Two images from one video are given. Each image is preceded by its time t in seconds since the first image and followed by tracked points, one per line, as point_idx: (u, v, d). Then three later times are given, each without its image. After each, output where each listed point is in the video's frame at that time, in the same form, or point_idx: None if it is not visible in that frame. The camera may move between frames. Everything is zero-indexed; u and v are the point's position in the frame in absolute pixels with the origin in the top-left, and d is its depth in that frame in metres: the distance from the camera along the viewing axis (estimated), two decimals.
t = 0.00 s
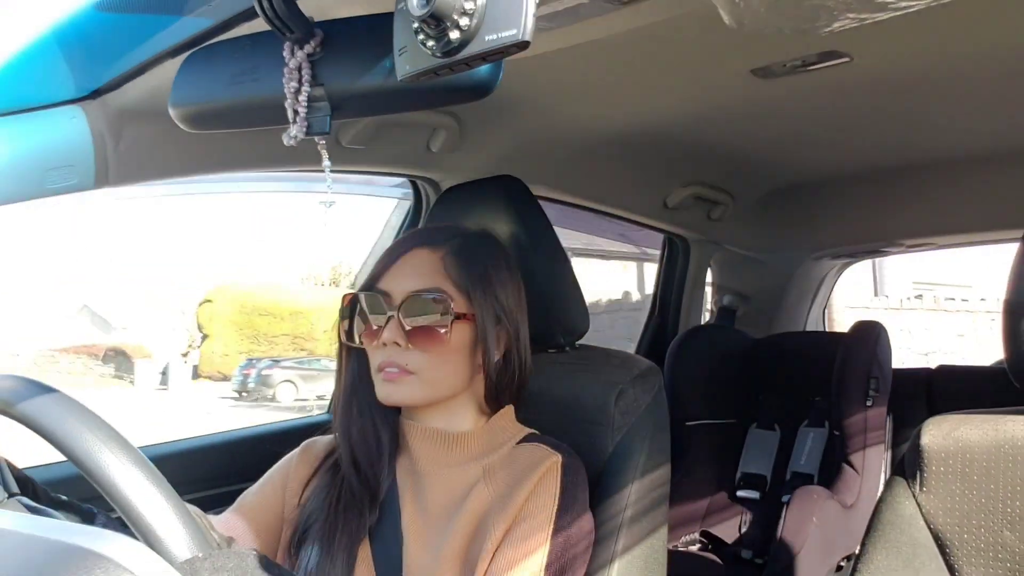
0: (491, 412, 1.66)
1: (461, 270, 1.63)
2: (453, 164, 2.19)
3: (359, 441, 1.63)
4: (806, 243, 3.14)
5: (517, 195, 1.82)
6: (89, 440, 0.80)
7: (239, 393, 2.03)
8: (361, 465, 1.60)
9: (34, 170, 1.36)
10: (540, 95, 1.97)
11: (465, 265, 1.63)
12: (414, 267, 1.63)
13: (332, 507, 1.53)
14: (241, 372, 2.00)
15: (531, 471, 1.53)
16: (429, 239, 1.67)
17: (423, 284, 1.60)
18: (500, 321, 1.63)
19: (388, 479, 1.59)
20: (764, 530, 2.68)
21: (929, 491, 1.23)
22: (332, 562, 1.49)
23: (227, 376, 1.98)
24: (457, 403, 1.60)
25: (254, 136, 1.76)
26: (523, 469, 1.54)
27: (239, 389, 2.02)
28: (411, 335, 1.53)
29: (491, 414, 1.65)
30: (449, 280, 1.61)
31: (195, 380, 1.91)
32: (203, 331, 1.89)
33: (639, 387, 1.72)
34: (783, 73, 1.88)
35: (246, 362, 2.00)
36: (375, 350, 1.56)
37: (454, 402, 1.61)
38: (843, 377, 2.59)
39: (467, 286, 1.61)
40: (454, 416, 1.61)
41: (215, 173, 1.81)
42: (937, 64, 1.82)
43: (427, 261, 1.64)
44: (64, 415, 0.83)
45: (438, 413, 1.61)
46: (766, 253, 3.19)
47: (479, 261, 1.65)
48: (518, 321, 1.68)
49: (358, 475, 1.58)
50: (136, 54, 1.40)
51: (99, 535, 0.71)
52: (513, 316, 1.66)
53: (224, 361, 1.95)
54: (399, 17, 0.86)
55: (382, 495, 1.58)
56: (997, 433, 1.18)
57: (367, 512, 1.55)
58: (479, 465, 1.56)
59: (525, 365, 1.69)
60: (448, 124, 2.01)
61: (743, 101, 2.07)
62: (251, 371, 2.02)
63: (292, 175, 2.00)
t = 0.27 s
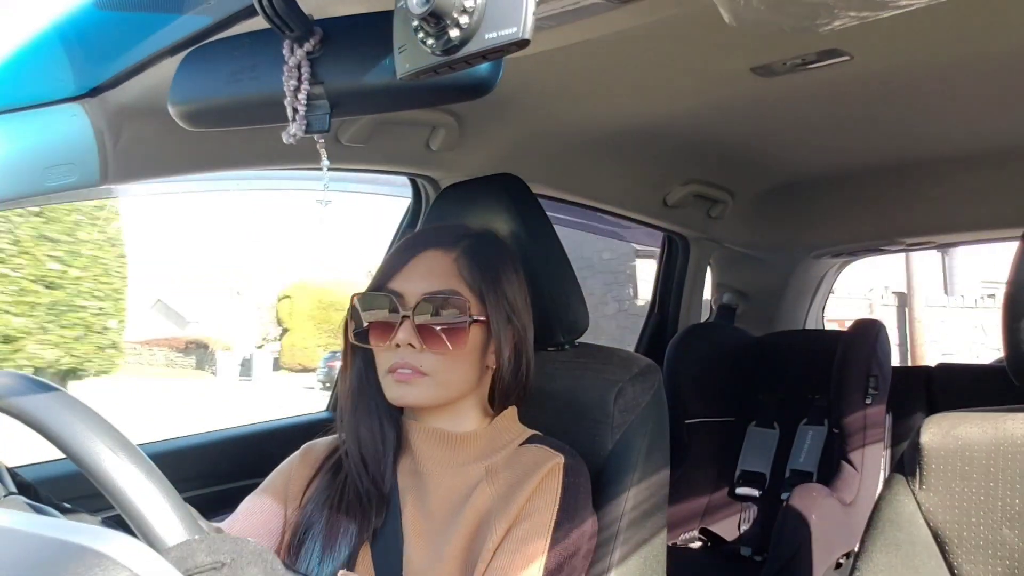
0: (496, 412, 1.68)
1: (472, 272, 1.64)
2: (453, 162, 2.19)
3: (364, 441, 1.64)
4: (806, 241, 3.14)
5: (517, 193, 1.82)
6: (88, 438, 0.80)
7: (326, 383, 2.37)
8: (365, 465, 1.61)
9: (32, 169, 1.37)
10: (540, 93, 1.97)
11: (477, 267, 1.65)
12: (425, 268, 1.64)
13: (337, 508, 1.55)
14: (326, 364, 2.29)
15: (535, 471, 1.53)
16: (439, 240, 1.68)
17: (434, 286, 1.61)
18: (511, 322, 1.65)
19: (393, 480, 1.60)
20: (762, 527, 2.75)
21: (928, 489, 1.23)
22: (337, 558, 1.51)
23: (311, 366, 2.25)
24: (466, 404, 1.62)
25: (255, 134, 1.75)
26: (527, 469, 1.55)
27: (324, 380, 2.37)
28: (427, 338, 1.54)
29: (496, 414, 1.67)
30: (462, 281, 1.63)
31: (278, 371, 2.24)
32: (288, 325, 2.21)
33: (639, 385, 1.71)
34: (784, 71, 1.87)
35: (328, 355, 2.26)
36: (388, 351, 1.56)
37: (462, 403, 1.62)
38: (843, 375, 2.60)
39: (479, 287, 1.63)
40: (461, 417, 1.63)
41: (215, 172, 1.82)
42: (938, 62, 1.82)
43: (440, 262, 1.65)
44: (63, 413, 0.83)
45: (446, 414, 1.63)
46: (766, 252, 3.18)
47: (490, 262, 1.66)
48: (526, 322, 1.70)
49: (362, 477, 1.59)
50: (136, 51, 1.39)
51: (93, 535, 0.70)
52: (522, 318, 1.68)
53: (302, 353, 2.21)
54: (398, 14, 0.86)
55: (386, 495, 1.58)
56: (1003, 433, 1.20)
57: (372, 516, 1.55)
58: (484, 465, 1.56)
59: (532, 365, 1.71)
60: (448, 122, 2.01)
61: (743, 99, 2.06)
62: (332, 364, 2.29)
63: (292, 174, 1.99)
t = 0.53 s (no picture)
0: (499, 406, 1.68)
1: (475, 265, 1.64)
2: (455, 159, 2.18)
3: (368, 436, 1.64)
4: (809, 238, 3.13)
5: (519, 190, 1.81)
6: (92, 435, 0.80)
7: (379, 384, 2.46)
8: (369, 461, 1.61)
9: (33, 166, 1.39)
10: (542, 90, 1.96)
11: (482, 261, 1.65)
12: (429, 261, 1.63)
13: (342, 511, 1.56)
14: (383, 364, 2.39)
15: (538, 463, 1.53)
16: (443, 234, 1.68)
17: (440, 278, 1.61)
18: (515, 316, 1.65)
19: (396, 475, 1.60)
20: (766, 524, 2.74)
21: (932, 486, 1.22)
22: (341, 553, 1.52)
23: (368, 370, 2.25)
24: (470, 399, 1.62)
25: (257, 132, 1.75)
26: (531, 461, 1.54)
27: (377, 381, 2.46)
28: (432, 331, 1.54)
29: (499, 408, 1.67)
30: (468, 275, 1.63)
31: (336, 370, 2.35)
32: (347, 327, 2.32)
33: (642, 381, 1.71)
34: (786, 67, 1.87)
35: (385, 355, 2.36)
36: (393, 343, 1.56)
37: (467, 397, 1.62)
38: (847, 371, 2.59)
39: (484, 281, 1.63)
40: (466, 411, 1.62)
41: (217, 169, 1.81)
42: (941, 58, 1.81)
43: (444, 255, 1.64)
44: (66, 409, 0.83)
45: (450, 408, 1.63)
46: (770, 248, 3.18)
47: (495, 257, 1.66)
48: (530, 316, 1.70)
49: (368, 472, 1.59)
50: (138, 49, 1.39)
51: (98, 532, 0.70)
52: (526, 312, 1.69)
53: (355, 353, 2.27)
54: (399, 11, 0.86)
55: (390, 494, 1.58)
56: (1009, 430, 1.20)
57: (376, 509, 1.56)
58: (487, 459, 1.56)
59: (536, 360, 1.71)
60: (449, 119, 2.01)
61: (746, 95, 2.06)
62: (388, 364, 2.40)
63: (294, 172, 1.99)
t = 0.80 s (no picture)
0: (501, 411, 1.66)
1: (474, 267, 1.64)
2: (456, 162, 2.18)
3: (370, 439, 1.63)
4: (811, 239, 3.12)
5: (521, 192, 1.81)
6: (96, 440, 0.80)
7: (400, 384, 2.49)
8: (371, 464, 1.60)
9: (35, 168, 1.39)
10: (543, 91, 1.96)
11: (481, 263, 1.64)
12: (427, 264, 1.63)
13: (342, 510, 1.55)
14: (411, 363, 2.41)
15: (543, 469, 1.52)
16: (443, 236, 1.68)
17: (437, 280, 1.61)
18: (515, 320, 1.64)
19: (397, 478, 1.59)
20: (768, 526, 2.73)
21: (934, 488, 1.21)
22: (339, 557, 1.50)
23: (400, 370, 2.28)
24: (470, 402, 1.62)
25: (257, 134, 1.75)
26: (535, 466, 1.54)
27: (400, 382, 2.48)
28: (427, 333, 1.55)
29: (501, 412, 1.66)
30: (465, 277, 1.62)
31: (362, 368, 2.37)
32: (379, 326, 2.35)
33: (643, 383, 1.71)
34: (787, 68, 1.87)
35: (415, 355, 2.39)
36: (389, 346, 1.58)
37: (467, 401, 1.62)
38: (848, 373, 2.59)
39: (482, 284, 1.63)
40: (466, 415, 1.62)
41: (218, 172, 1.80)
42: (943, 59, 1.81)
43: (444, 257, 1.64)
44: (70, 413, 0.83)
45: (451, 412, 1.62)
46: (771, 250, 3.17)
47: (495, 260, 1.66)
48: (531, 321, 1.69)
49: (369, 474, 1.59)
50: (139, 52, 1.38)
51: (110, 536, 0.69)
52: (527, 316, 1.67)
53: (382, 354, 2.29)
54: (399, 13, 0.85)
55: (392, 497, 1.56)
56: (1011, 432, 1.19)
57: (377, 510, 1.54)
58: (490, 463, 1.56)
59: (538, 364, 1.70)
60: (450, 121, 2.01)
61: (747, 97, 2.06)
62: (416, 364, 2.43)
63: (294, 175, 1.99)
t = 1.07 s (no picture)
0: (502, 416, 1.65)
1: (473, 270, 1.63)
2: (457, 165, 2.18)
3: (370, 442, 1.62)
4: (813, 242, 3.11)
5: (522, 196, 1.80)
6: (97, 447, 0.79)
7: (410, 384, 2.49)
8: (371, 468, 1.59)
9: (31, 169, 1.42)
10: (542, 94, 1.96)
11: (480, 266, 1.63)
12: (426, 266, 1.63)
13: (342, 514, 1.53)
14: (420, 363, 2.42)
15: (545, 477, 1.51)
16: (443, 240, 1.67)
17: (435, 283, 1.60)
18: (515, 324, 1.63)
19: (396, 482, 1.59)
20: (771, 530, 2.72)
21: (936, 492, 1.21)
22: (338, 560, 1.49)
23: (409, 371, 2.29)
24: (468, 405, 1.61)
25: (259, 137, 1.74)
26: (537, 474, 1.53)
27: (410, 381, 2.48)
28: (423, 335, 1.54)
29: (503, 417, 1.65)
30: (463, 279, 1.62)
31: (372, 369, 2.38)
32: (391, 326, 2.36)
33: (645, 386, 1.70)
34: (788, 71, 1.86)
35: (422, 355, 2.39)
36: (386, 348, 1.57)
37: (465, 404, 1.61)
38: (850, 376, 2.58)
39: (480, 287, 1.62)
40: (466, 419, 1.62)
41: (219, 175, 1.79)
42: (945, 61, 1.80)
43: (443, 259, 1.63)
44: (70, 419, 0.82)
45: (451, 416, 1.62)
46: (773, 252, 3.17)
47: (495, 263, 1.65)
48: (532, 326, 1.67)
49: (368, 478, 1.58)
50: (139, 54, 1.38)
51: (111, 541, 0.68)
52: (528, 320, 1.66)
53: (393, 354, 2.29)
54: (399, 16, 0.85)
55: (392, 500, 1.56)
56: (1013, 435, 1.17)
57: (376, 515, 1.53)
58: (492, 469, 1.55)
59: (540, 369, 1.68)
60: (450, 125, 2.00)
61: (749, 99, 2.05)
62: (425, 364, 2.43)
63: (294, 178, 1.98)
